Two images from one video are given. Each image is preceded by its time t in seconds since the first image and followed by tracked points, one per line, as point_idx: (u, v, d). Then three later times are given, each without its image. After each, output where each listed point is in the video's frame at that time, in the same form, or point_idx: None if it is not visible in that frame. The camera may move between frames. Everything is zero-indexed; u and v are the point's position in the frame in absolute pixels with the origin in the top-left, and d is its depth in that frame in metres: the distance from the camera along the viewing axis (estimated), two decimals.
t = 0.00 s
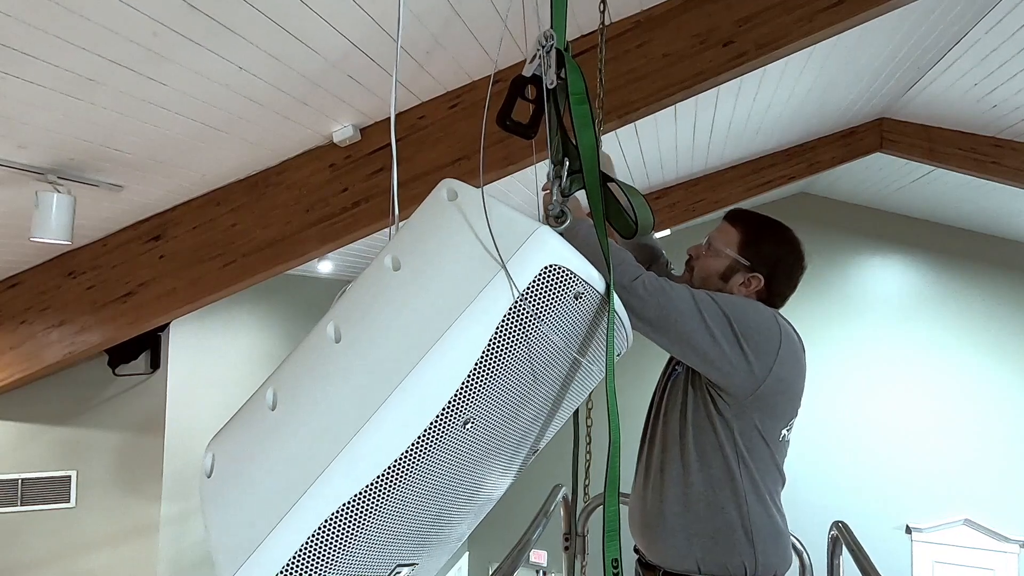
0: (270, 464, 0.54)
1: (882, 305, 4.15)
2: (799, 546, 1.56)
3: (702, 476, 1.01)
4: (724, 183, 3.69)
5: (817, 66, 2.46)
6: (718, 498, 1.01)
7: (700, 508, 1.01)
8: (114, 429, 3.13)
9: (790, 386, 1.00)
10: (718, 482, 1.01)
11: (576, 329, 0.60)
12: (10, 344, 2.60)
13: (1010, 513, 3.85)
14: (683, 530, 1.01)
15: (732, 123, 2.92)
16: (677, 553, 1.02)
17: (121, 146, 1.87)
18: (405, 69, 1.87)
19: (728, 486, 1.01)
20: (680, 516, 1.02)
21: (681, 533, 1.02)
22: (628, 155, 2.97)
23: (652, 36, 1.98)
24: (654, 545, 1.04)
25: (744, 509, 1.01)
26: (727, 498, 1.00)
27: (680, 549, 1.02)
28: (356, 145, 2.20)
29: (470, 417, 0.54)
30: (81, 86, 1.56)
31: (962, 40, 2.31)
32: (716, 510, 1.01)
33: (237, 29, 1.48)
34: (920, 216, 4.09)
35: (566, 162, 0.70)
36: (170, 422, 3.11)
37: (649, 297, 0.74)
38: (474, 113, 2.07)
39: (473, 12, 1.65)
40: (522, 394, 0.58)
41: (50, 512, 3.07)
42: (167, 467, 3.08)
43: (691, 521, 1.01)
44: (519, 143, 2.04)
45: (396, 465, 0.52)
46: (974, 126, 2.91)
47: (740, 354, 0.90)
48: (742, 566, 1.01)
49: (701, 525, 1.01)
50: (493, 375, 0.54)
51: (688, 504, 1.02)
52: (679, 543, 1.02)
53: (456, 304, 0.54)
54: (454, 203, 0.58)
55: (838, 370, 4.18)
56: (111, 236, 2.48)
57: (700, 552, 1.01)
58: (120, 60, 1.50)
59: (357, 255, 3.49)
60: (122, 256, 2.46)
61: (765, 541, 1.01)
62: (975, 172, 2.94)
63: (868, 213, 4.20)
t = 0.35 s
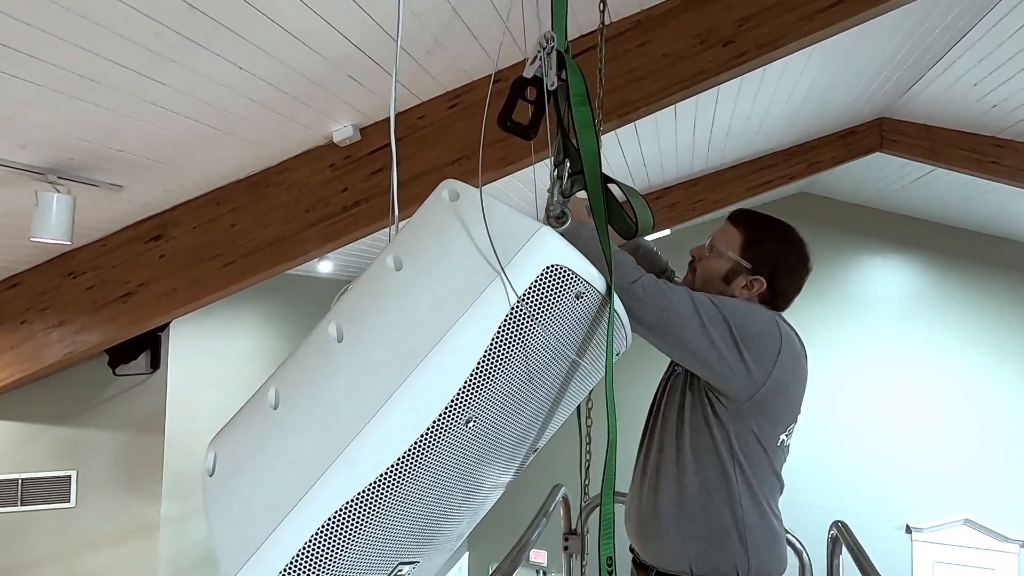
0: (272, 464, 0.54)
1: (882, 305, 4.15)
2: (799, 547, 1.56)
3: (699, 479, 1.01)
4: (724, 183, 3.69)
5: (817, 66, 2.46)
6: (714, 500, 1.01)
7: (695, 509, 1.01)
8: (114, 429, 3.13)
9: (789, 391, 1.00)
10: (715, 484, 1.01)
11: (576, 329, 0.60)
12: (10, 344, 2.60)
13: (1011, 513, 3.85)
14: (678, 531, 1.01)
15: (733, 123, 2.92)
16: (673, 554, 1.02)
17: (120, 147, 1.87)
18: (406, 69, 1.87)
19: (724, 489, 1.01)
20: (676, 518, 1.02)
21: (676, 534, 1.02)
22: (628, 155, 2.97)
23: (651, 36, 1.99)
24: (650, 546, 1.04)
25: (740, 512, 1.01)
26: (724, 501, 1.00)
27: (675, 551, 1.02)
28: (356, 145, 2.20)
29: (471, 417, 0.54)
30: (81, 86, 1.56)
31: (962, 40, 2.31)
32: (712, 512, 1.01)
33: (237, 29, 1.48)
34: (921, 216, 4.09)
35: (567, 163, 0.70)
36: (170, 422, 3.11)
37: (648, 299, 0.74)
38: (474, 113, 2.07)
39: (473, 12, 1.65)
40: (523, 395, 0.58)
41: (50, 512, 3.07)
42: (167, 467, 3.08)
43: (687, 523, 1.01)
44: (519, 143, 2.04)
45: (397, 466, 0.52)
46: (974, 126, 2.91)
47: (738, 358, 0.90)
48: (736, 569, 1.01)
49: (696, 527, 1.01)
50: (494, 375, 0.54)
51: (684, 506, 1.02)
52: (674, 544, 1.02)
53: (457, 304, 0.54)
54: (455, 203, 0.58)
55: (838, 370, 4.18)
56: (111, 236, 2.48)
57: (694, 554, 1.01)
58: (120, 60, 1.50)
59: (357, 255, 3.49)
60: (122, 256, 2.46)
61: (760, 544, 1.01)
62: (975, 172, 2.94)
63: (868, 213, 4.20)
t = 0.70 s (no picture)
0: (273, 463, 0.54)
1: (882, 305, 4.15)
2: (799, 546, 1.56)
3: (697, 478, 1.01)
4: (724, 183, 3.69)
5: (818, 66, 2.46)
6: (712, 500, 1.01)
7: (694, 509, 1.01)
8: (114, 429, 3.12)
9: (785, 389, 1.00)
10: (713, 484, 1.01)
11: (578, 329, 0.60)
12: (9, 344, 2.60)
13: (1011, 513, 3.85)
14: (677, 530, 1.01)
15: (733, 123, 2.92)
16: (671, 553, 1.02)
17: (120, 146, 1.87)
18: (405, 69, 1.87)
19: (722, 488, 1.01)
20: (674, 517, 1.02)
21: (675, 534, 1.02)
22: (628, 154, 2.97)
23: (651, 35, 1.98)
24: (649, 545, 1.05)
25: (739, 512, 1.00)
26: (722, 501, 1.00)
27: (674, 549, 1.02)
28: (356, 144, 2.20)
29: (472, 417, 0.54)
30: (81, 86, 1.56)
31: (962, 40, 2.31)
32: (710, 512, 1.01)
33: (237, 29, 1.48)
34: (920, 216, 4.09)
35: (567, 163, 0.70)
36: (170, 422, 3.11)
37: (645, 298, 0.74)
38: (474, 113, 2.07)
39: (473, 12, 1.65)
40: (523, 394, 0.58)
41: (50, 511, 3.07)
42: (167, 467, 3.07)
43: (685, 522, 1.01)
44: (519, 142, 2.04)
45: (399, 466, 0.52)
46: (974, 126, 2.91)
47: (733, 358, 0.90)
48: (735, 568, 1.01)
49: (694, 526, 1.01)
50: (496, 375, 0.54)
51: (683, 505, 1.02)
52: (672, 543, 1.02)
53: (457, 304, 0.54)
54: (455, 204, 0.58)
55: (838, 370, 4.18)
56: (111, 236, 2.48)
57: (693, 553, 1.01)
58: (120, 60, 1.50)
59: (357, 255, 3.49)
60: (122, 255, 2.46)
61: (758, 543, 1.01)
62: (975, 172, 2.94)
63: (868, 213, 4.20)
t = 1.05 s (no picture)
0: (270, 464, 0.54)
1: (882, 305, 4.15)
2: (799, 546, 1.56)
3: (696, 478, 1.01)
4: (724, 183, 3.69)
5: (817, 66, 2.46)
6: (711, 500, 1.01)
7: (692, 509, 1.01)
8: (114, 429, 3.13)
9: (785, 389, 1.00)
10: (711, 484, 1.01)
11: (575, 328, 0.60)
12: (10, 344, 2.60)
13: (1011, 513, 3.84)
14: (676, 530, 1.02)
15: (733, 122, 2.92)
16: (670, 552, 1.02)
17: (121, 146, 1.87)
18: (406, 69, 1.87)
19: (721, 488, 1.01)
20: (673, 517, 1.02)
21: (675, 535, 1.02)
22: (627, 154, 2.96)
23: (651, 36, 1.98)
24: (648, 545, 1.05)
25: (737, 511, 1.01)
26: (721, 501, 1.00)
27: (673, 549, 1.02)
28: (356, 145, 2.20)
29: (467, 417, 0.54)
30: (81, 86, 1.56)
31: (962, 40, 2.30)
32: (710, 512, 1.00)
33: (237, 29, 1.48)
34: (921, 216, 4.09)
35: (564, 160, 0.70)
36: (170, 422, 3.11)
37: (643, 297, 0.74)
38: (474, 113, 2.07)
39: (473, 12, 1.65)
40: (519, 395, 0.58)
41: (50, 511, 3.07)
42: (167, 467, 3.08)
43: (684, 522, 1.01)
44: (519, 142, 2.04)
45: (394, 465, 0.53)
46: (975, 126, 2.91)
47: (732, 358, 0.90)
48: (734, 568, 1.01)
49: (693, 525, 1.01)
50: (490, 376, 0.54)
51: (681, 505, 1.02)
52: (671, 543, 1.02)
53: (452, 304, 0.54)
54: (451, 203, 0.58)
55: (837, 369, 4.18)
56: (111, 236, 2.49)
57: (692, 553, 1.01)
58: (120, 60, 1.50)
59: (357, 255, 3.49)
60: (122, 256, 2.46)
61: (757, 543, 1.01)
62: (975, 172, 2.93)
63: (868, 213, 4.20)
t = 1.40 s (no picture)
0: (272, 464, 0.54)
1: (882, 304, 4.15)
2: (799, 546, 1.56)
3: (695, 479, 1.01)
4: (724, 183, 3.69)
5: (817, 66, 2.46)
6: (710, 501, 1.01)
7: (691, 509, 1.01)
8: (114, 429, 3.13)
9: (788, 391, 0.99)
10: (710, 485, 1.01)
11: (575, 328, 0.60)
12: (9, 344, 2.60)
13: (1011, 513, 3.84)
14: (674, 531, 1.01)
15: (733, 122, 2.92)
16: (667, 554, 1.02)
17: (120, 146, 1.87)
18: (405, 69, 1.87)
19: (720, 489, 1.01)
20: (671, 518, 1.02)
21: (673, 535, 1.01)
22: (628, 154, 2.96)
23: (650, 36, 1.99)
24: (646, 546, 1.05)
25: (736, 513, 1.01)
26: (719, 502, 1.00)
27: (671, 550, 1.02)
28: (355, 145, 2.20)
29: (467, 417, 0.54)
30: (81, 86, 1.56)
31: (962, 40, 2.30)
32: (708, 513, 1.00)
33: (237, 29, 1.48)
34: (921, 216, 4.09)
35: (565, 160, 0.70)
36: (170, 422, 3.11)
37: (648, 296, 0.74)
38: (474, 113, 2.07)
39: (473, 12, 1.65)
40: (520, 395, 0.58)
41: (50, 511, 3.08)
42: (166, 467, 3.07)
43: (683, 523, 1.01)
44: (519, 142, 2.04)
45: (393, 466, 0.53)
46: (975, 126, 2.91)
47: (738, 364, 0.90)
48: (732, 570, 1.01)
49: (691, 527, 1.01)
50: (489, 378, 0.54)
51: (680, 506, 1.01)
52: (669, 544, 1.02)
53: (453, 305, 0.53)
54: (452, 203, 0.58)
55: (837, 370, 4.18)
56: (110, 236, 2.49)
57: (689, 554, 1.01)
58: (119, 60, 1.50)
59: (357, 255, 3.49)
60: (122, 256, 2.46)
61: (755, 545, 1.01)
62: (975, 171, 2.93)
63: (868, 213, 4.20)
